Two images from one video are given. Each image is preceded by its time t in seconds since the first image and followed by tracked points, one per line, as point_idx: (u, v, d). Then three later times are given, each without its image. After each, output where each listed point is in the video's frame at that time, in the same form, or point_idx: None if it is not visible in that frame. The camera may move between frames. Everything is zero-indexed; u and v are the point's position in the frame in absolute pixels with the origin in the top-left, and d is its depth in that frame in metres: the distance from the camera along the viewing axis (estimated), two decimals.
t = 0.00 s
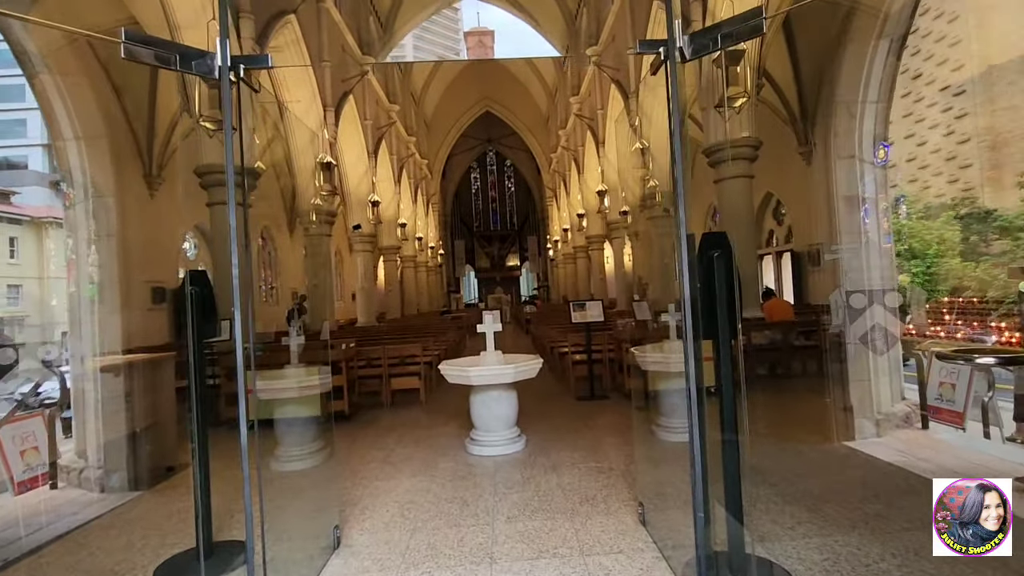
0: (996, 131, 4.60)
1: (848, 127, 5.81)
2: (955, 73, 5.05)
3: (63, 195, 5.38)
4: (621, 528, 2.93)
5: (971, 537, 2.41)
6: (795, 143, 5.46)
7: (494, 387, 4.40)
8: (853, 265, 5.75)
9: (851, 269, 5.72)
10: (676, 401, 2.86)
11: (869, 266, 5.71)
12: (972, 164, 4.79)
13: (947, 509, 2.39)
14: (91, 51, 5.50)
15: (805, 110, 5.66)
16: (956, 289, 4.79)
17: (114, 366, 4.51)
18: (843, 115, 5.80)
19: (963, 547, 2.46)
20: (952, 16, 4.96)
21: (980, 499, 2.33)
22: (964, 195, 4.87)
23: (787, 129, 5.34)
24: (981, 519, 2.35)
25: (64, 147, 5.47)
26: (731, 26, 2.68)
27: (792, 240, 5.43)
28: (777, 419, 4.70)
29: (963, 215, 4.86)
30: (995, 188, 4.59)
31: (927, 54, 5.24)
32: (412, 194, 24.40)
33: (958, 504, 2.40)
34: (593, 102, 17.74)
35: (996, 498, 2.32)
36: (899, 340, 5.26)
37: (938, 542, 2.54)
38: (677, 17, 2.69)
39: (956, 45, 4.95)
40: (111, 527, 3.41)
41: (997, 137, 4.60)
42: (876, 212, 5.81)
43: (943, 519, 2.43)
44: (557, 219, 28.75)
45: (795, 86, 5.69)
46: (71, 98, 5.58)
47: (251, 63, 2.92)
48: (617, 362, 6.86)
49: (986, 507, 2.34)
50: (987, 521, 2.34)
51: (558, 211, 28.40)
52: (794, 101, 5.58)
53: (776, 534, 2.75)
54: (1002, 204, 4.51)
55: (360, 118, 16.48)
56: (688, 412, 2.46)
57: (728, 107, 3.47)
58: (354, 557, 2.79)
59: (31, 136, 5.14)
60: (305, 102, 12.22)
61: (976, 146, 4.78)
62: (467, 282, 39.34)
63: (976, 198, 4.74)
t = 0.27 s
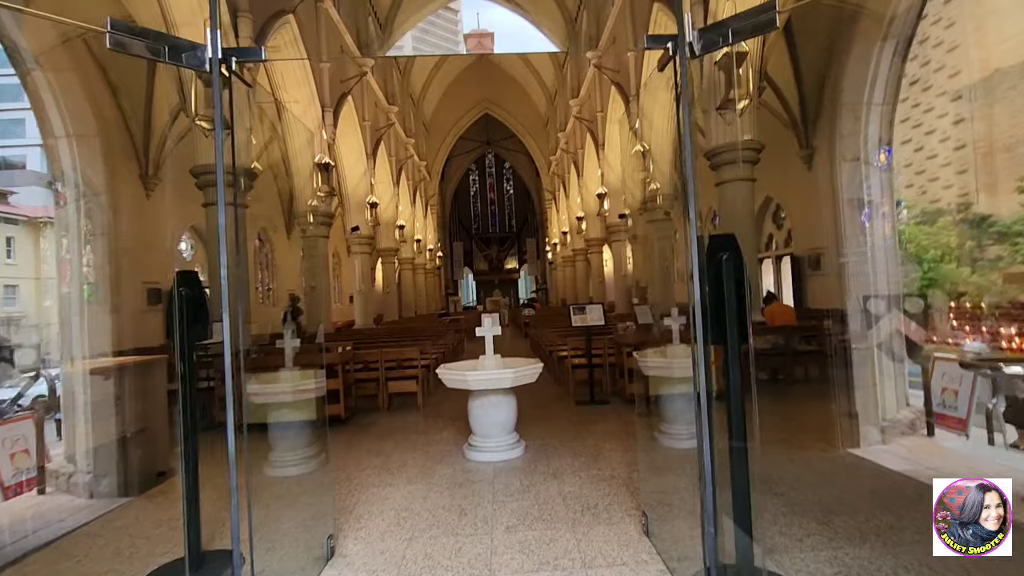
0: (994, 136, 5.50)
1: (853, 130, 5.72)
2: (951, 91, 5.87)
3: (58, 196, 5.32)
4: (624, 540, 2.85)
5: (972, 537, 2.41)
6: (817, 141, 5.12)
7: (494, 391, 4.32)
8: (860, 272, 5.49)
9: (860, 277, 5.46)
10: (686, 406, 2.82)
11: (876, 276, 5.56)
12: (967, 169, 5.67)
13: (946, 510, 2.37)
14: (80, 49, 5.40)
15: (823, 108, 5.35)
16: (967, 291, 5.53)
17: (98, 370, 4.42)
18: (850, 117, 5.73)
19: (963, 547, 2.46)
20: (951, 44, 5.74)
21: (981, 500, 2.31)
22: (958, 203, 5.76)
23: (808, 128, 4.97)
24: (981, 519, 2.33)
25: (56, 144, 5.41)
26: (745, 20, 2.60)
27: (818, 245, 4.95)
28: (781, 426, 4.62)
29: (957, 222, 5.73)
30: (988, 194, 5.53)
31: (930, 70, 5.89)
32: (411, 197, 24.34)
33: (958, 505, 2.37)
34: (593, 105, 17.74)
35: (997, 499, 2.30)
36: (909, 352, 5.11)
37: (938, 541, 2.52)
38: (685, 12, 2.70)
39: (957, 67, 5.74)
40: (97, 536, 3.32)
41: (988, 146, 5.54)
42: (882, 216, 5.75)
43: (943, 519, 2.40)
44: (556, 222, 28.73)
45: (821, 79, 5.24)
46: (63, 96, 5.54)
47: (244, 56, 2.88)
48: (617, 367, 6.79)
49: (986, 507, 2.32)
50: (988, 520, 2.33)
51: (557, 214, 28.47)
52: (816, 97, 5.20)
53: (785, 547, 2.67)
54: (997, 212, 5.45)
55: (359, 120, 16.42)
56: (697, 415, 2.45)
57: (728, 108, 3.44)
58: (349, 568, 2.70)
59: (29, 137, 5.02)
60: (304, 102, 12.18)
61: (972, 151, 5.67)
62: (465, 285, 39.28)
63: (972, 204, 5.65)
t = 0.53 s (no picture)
0: (989, 143, 5.22)
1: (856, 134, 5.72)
2: (949, 96, 5.56)
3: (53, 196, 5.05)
4: (629, 554, 2.75)
5: (972, 537, 2.42)
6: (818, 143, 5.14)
7: (493, 398, 4.23)
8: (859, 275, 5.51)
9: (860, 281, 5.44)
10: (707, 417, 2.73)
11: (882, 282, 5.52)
12: (965, 174, 5.41)
13: (947, 509, 2.38)
14: (74, 46, 5.05)
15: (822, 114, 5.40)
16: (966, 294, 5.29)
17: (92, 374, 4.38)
18: (856, 119, 5.68)
19: (963, 547, 2.47)
20: (949, 48, 5.42)
21: (980, 500, 2.32)
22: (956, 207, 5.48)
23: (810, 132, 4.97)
24: (981, 519, 2.34)
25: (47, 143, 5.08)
26: (749, 19, 2.59)
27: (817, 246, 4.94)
28: (788, 434, 4.52)
29: (954, 226, 5.46)
30: (986, 200, 5.26)
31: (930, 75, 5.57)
32: (410, 199, 24.24)
33: (958, 504, 2.39)
34: (593, 108, 17.72)
35: (997, 498, 2.31)
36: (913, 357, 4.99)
37: (938, 541, 2.54)
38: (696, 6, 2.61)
39: (955, 72, 5.43)
40: (83, 547, 3.22)
41: (985, 152, 5.24)
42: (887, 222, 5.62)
43: (943, 519, 2.43)
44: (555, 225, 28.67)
45: (820, 83, 5.29)
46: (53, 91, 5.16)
47: (237, 50, 2.78)
48: (618, 371, 6.70)
49: (986, 507, 2.33)
50: (988, 520, 2.34)
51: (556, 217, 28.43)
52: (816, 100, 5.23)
53: (795, 562, 2.59)
54: (994, 216, 5.17)
55: (359, 121, 16.33)
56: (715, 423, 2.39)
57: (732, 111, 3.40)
58: None
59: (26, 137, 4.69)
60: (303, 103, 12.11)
61: (969, 157, 5.40)
62: (463, 287, 39.16)
63: (969, 209, 5.38)
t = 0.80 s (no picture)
0: (988, 146, 4.73)
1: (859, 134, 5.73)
2: (949, 100, 5.15)
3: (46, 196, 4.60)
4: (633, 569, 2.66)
5: (972, 537, 2.31)
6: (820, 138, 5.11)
7: (492, 404, 4.14)
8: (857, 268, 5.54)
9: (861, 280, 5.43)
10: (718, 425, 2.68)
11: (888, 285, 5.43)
12: (962, 177, 5.00)
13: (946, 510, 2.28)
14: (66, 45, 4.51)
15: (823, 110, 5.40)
16: (967, 300, 4.88)
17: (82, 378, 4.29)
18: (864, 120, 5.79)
19: (965, 547, 2.36)
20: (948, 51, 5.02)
21: (980, 500, 2.21)
22: (951, 209, 5.08)
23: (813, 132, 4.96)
24: (982, 519, 2.24)
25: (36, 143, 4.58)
26: (768, 12, 2.47)
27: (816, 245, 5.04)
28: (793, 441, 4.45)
29: (953, 229, 5.04)
30: (984, 204, 4.83)
31: (940, 83, 5.21)
32: (409, 200, 24.15)
33: (958, 504, 2.29)
34: (593, 109, 17.64)
35: (997, 498, 2.21)
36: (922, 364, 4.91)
37: (940, 541, 2.43)
38: None
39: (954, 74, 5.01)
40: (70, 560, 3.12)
41: (985, 155, 4.78)
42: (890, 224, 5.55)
43: (942, 519, 2.32)
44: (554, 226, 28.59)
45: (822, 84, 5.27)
46: (42, 85, 4.60)
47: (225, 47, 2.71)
48: (619, 376, 6.61)
49: (986, 507, 2.23)
50: (989, 522, 2.23)
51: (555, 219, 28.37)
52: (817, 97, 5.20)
53: None
54: (992, 218, 4.74)
55: (357, 122, 16.24)
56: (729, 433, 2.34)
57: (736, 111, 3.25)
58: None
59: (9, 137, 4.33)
60: (300, 104, 12.02)
61: (967, 159, 4.95)
62: (462, 289, 39.04)
63: (966, 212, 4.96)
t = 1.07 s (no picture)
0: (986, 151, 5.33)
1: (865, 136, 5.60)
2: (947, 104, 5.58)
3: (37, 195, 4.40)
4: None
5: (972, 537, 2.21)
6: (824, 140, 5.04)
7: (491, 410, 4.05)
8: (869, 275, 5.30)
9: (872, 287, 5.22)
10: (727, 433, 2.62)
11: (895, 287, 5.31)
12: (960, 181, 5.48)
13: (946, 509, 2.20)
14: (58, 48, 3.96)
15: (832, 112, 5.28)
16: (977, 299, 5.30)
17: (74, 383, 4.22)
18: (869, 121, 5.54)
19: (964, 548, 2.27)
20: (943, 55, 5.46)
21: (979, 499, 2.13)
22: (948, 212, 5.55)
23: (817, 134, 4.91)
24: (981, 519, 2.16)
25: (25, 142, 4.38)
26: (778, 6, 2.42)
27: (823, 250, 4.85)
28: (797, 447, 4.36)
29: (951, 233, 5.51)
30: (983, 207, 5.38)
31: (939, 87, 5.58)
32: (408, 201, 24.07)
33: (958, 504, 2.20)
34: (593, 111, 17.58)
35: (997, 498, 2.13)
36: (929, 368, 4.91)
37: (939, 541, 2.34)
38: None
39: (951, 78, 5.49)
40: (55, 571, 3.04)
41: (983, 159, 5.37)
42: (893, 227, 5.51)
43: (942, 519, 2.24)
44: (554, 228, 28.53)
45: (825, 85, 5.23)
46: (29, 83, 4.22)
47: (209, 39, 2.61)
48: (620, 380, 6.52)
49: (986, 507, 2.14)
50: (989, 522, 2.15)
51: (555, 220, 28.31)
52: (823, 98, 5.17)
53: None
54: (993, 221, 5.30)
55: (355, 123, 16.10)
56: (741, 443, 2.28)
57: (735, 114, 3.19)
58: None
59: None
60: (298, 104, 11.93)
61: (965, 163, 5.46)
62: (462, 290, 38.96)
63: (964, 215, 5.44)
